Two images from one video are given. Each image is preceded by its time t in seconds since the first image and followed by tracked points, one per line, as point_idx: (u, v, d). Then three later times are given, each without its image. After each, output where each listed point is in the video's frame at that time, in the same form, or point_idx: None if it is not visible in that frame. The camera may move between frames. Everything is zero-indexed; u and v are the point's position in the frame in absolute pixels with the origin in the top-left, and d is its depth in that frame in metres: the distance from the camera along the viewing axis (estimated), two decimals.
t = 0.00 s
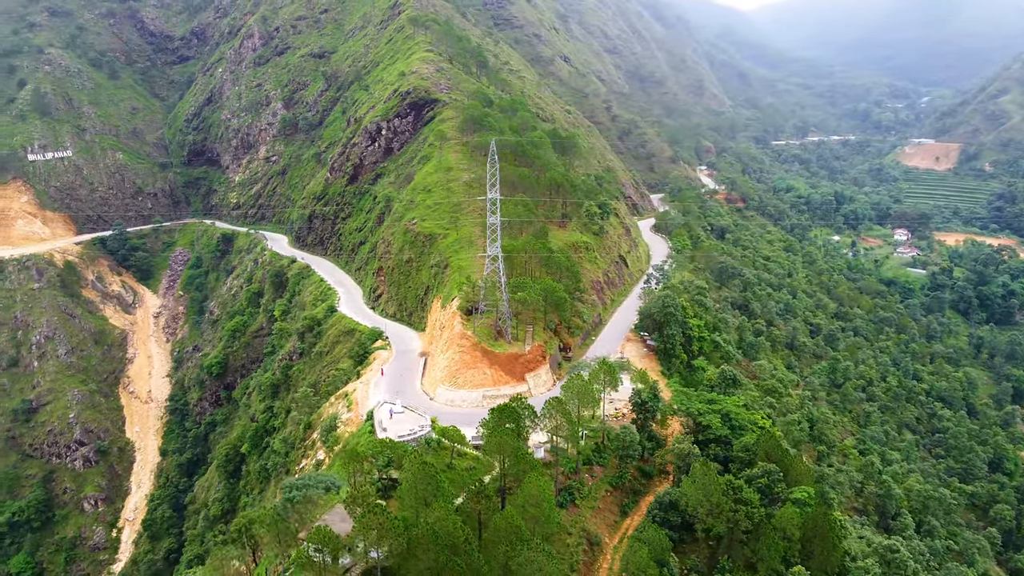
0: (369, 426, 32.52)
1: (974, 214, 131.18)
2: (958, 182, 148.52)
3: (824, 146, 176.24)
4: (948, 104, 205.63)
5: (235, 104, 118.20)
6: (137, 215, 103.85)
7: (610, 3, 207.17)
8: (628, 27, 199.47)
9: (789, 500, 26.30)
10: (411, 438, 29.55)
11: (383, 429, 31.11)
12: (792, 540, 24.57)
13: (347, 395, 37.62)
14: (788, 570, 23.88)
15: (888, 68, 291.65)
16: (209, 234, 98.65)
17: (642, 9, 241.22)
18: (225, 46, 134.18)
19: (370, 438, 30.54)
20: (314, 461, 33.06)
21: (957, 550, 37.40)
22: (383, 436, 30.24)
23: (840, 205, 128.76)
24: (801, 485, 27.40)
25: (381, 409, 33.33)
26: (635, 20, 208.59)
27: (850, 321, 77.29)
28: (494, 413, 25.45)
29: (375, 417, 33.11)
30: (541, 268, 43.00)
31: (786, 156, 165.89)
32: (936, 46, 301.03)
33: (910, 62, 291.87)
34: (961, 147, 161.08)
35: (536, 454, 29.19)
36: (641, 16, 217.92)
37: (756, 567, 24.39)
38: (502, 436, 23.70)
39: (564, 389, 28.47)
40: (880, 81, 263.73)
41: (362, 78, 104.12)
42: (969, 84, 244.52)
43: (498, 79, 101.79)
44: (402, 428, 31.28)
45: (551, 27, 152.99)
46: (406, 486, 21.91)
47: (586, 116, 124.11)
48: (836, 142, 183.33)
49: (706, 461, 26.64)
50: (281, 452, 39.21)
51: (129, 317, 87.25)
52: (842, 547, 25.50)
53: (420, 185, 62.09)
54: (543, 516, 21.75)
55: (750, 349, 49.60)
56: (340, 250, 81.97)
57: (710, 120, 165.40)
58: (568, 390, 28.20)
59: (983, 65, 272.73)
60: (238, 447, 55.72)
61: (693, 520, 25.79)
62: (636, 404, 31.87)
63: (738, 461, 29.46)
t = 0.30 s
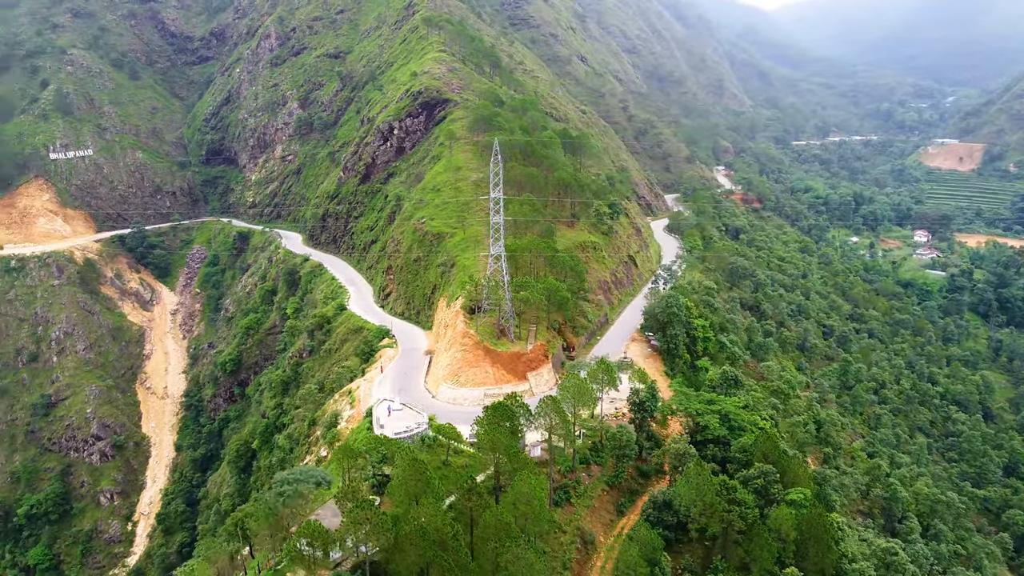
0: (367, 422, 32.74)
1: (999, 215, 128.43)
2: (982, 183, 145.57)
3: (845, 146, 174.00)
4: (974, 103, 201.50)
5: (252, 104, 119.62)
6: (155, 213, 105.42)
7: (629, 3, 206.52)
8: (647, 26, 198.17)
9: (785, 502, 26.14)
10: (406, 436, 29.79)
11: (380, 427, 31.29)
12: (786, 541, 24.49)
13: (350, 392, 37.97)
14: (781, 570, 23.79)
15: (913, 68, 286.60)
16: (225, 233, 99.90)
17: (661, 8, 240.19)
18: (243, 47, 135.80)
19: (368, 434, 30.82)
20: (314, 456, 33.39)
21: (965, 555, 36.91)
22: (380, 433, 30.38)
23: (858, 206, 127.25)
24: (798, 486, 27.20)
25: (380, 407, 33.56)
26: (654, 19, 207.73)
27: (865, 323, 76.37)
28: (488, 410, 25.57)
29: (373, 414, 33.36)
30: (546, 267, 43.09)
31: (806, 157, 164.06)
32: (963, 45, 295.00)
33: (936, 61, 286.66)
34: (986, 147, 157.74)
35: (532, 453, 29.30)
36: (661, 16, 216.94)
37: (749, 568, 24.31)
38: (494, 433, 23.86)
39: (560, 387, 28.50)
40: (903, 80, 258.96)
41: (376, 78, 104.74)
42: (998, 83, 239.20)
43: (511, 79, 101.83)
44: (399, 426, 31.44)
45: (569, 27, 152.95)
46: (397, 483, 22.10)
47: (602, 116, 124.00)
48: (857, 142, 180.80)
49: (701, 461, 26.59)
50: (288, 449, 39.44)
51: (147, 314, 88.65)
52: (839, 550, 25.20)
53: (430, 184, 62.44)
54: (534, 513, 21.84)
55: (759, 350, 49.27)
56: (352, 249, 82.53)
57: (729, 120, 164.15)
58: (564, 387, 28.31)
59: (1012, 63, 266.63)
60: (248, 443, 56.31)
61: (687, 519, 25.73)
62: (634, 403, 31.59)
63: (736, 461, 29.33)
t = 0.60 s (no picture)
0: (366, 419, 33.00)
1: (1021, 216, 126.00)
2: (1004, 184, 142.98)
3: (865, 146, 171.83)
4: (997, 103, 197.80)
5: (267, 103, 120.78)
6: (172, 212, 106.68)
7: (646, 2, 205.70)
8: (664, 25, 196.86)
9: (782, 503, 26.10)
10: (402, 433, 29.98)
11: (377, 424, 31.52)
12: (781, 542, 24.23)
13: (354, 390, 38.33)
14: (775, 571, 23.68)
15: (936, 67, 282.06)
16: (240, 231, 100.93)
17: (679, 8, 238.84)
18: (259, 48, 137.15)
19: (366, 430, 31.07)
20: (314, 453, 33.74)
21: (973, 559, 36.44)
22: (376, 430, 30.62)
23: (875, 207, 125.81)
24: (795, 488, 27.10)
25: (379, 404, 33.82)
26: (672, 19, 206.66)
27: (880, 325, 75.53)
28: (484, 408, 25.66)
29: (373, 411, 33.62)
30: (550, 266, 43.21)
31: (825, 158, 162.24)
32: (989, 45, 289.84)
33: (960, 61, 281.80)
34: (1009, 147, 154.79)
35: (528, 452, 29.39)
36: (679, 16, 215.68)
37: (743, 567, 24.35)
38: (487, 431, 23.95)
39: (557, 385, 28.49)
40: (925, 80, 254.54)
41: (389, 78, 105.27)
42: None
43: (524, 79, 101.92)
44: (396, 423, 31.65)
45: (585, 27, 152.71)
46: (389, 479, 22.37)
47: (616, 116, 123.79)
48: (876, 142, 178.41)
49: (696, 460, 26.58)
50: (294, 445, 39.69)
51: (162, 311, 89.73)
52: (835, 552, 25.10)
53: (440, 183, 62.73)
54: (526, 510, 21.96)
55: (766, 351, 48.97)
56: (363, 248, 83.03)
57: (746, 120, 162.90)
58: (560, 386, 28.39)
59: None
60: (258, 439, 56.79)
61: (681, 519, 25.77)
62: (633, 403, 31.49)
63: (734, 461, 29.26)
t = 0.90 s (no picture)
0: (366, 416, 33.42)
1: None
2: None
3: (887, 146, 169.38)
4: None
5: (283, 103, 122.03)
6: (190, 210, 108.17)
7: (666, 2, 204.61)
8: (683, 25, 195.65)
9: (777, 504, 26.17)
10: (399, 430, 30.32)
11: (376, 420, 31.90)
12: (775, 544, 24.78)
13: (358, 387, 38.78)
14: (768, 571, 24.09)
15: (962, 67, 276.83)
16: (256, 230, 102.09)
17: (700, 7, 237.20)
18: (276, 48, 138.57)
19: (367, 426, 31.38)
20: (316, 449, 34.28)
21: (979, 563, 36.08)
22: (373, 427, 31.05)
23: (896, 209, 124.09)
24: (791, 489, 27.14)
25: (379, 401, 34.26)
26: (693, 19, 205.34)
27: (896, 328, 74.56)
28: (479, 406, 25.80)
29: (372, 408, 34.06)
30: (554, 266, 43.35)
31: (845, 158, 160.18)
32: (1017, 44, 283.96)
33: (988, 60, 276.40)
34: None
35: (524, 451, 29.51)
36: (699, 15, 214.19)
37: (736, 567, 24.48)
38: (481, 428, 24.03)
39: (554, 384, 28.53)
40: (950, 80, 249.99)
41: (403, 78, 105.82)
42: None
43: (537, 79, 101.99)
44: (394, 420, 32.00)
45: (602, 27, 152.36)
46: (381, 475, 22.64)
47: (632, 116, 123.49)
48: (898, 142, 175.65)
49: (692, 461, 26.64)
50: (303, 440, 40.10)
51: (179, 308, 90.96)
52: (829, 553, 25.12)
53: (450, 183, 63.01)
54: (517, 507, 22.11)
55: (775, 352, 48.63)
56: (375, 247, 83.61)
57: (765, 120, 161.49)
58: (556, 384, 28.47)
59: None
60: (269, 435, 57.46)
61: (675, 518, 25.84)
62: (631, 403, 31.49)
63: (731, 462, 29.25)
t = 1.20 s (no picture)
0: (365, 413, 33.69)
1: None
2: None
3: (907, 146, 167.01)
4: None
5: (297, 103, 123.10)
6: (206, 209, 109.47)
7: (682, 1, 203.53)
8: (700, 24, 194.47)
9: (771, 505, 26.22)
10: (395, 428, 30.54)
11: (373, 418, 32.15)
12: (767, 544, 24.68)
13: (360, 385, 39.09)
14: (759, 571, 24.09)
15: (987, 66, 272.23)
16: (270, 229, 103.03)
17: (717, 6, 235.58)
18: (292, 48, 139.75)
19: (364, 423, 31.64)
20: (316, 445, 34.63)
21: (985, 567, 35.71)
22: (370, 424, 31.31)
23: (914, 210, 122.41)
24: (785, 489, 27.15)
25: (377, 399, 34.58)
26: (710, 18, 204.28)
27: (909, 330, 73.72)
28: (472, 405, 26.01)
29: (371, 405, 34.35)
30: (556, 265, 43.51)
31: (863, 158, 158.17)
32: None
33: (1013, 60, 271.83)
34: None
35: (519, 449, 29.62)
36: (717, 14, 212.72)
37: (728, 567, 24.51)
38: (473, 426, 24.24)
39: (549, 383, 28.63)
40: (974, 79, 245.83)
41: (415, 78, 106.27)
42: None
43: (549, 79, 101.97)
44: (391, 418, 32.23)
45: (617, 26, 151.94)
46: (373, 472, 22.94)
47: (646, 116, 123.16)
48: (918, 142, 173.24)
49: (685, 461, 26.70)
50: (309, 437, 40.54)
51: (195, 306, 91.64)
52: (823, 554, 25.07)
53: (458, 182, 63.27)
54: (507, 505, 22.27)
55: (781, 352, 48.23)
56: (385, 246, 84.07)
57: (782, 120, 159.95)
58: (551, 382, 28.56)
59: None
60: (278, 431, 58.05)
61: (667, 518, 25.94)
62: (627, 402, 31.57)
63: (727, 463, 29.25)
